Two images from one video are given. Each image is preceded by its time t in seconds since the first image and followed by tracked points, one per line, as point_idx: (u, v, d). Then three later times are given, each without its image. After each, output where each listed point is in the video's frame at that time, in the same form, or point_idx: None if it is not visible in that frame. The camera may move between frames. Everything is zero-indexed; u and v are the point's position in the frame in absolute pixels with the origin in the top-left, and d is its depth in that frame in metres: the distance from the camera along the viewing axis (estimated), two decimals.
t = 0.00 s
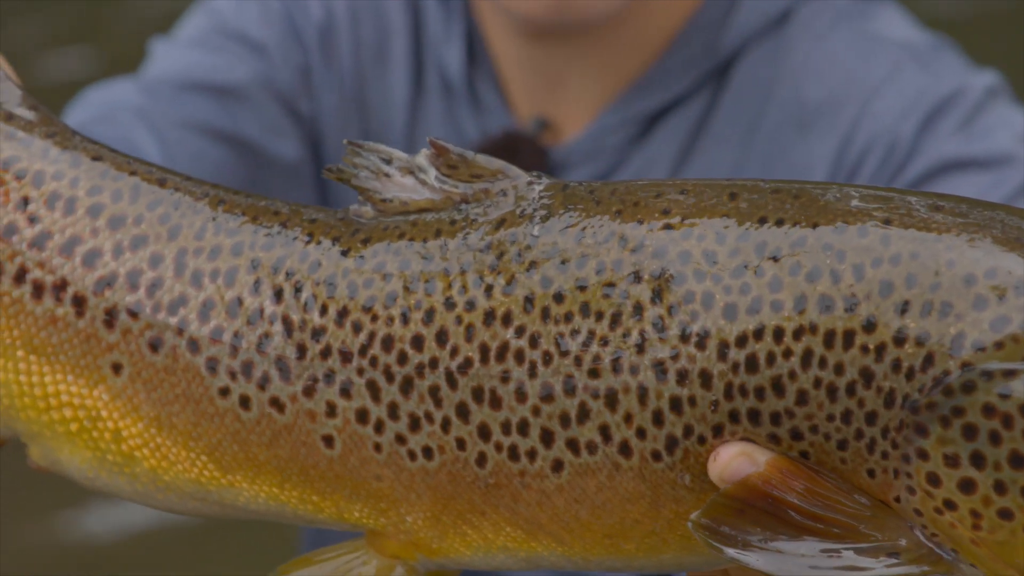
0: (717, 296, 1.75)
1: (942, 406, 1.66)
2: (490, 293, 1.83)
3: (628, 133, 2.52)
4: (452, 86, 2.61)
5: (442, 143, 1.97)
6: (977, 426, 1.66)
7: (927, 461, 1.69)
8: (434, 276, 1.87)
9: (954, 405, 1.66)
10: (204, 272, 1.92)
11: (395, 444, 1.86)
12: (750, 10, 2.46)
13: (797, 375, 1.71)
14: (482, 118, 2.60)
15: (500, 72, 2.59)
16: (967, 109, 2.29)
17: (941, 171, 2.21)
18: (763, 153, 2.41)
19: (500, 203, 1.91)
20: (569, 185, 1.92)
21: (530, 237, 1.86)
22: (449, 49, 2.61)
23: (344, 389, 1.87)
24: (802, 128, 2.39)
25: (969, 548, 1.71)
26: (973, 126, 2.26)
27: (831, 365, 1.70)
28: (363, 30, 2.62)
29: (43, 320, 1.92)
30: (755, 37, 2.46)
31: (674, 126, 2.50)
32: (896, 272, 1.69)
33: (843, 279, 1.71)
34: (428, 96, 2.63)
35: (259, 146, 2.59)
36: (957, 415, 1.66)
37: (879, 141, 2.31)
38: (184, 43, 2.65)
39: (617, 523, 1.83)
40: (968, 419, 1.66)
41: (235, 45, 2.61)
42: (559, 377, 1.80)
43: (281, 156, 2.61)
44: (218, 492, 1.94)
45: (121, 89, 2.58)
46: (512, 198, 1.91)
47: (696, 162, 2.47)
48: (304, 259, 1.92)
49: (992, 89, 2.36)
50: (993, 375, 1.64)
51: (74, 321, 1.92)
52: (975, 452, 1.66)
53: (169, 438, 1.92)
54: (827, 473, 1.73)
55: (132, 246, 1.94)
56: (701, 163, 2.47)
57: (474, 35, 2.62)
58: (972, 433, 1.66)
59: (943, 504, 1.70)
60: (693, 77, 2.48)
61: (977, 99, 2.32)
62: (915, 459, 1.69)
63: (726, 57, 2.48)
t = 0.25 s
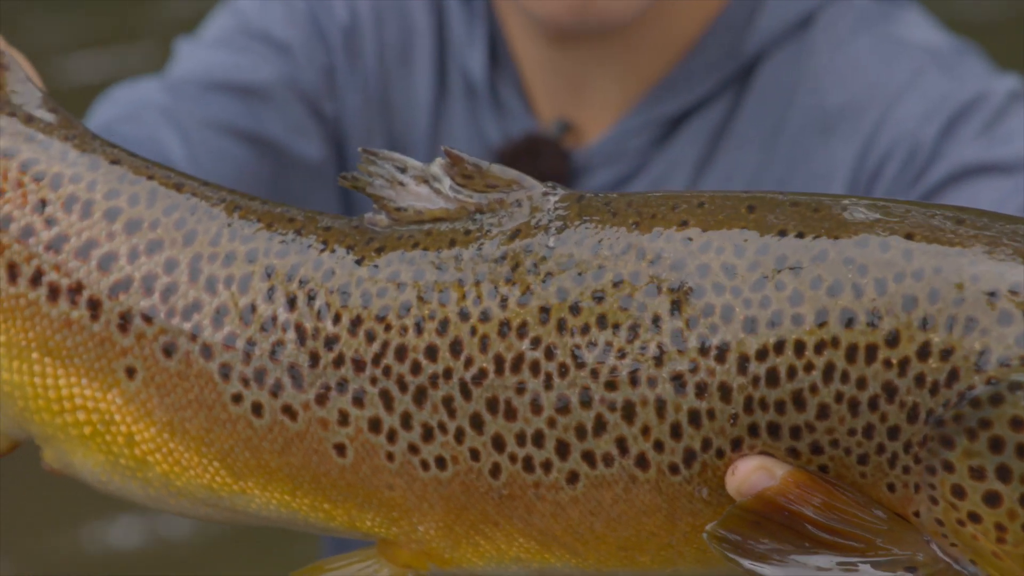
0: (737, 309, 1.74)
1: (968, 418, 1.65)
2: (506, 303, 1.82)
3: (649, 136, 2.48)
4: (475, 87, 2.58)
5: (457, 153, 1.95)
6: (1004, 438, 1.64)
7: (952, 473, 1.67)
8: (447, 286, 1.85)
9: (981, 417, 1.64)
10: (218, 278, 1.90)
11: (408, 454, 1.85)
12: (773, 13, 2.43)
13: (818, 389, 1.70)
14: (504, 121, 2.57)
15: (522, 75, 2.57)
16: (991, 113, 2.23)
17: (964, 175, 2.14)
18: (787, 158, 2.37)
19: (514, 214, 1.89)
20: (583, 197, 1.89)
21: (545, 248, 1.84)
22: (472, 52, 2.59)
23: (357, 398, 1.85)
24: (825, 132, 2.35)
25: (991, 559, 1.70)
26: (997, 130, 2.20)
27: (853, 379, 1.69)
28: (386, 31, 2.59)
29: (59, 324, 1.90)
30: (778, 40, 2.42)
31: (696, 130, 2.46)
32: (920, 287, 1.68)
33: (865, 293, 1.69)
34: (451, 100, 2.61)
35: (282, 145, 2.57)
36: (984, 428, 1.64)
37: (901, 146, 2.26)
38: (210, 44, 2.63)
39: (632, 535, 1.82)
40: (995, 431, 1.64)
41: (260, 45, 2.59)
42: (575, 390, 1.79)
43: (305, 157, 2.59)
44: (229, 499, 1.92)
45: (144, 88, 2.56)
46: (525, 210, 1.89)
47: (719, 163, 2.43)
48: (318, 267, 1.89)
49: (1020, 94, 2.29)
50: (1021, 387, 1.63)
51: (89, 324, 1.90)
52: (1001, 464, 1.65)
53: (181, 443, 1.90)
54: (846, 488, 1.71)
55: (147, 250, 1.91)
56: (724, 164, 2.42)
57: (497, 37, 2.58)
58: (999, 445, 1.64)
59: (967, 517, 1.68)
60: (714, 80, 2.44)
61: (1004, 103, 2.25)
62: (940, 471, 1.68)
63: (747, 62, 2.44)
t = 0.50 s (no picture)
0: (763, 320, 1.72)
1: (999, 431, 1.63)
2: (526, 309, 1.80)
3: (673, 139, 2.47)
4: (501, 89, 2.58)
5: (476, 158, 1.92)
6: None
7: (981, 486, 1.66)
8: (466, 291, 1.83)
9: (1012, 430, 1.62)
10: (235, 280, 1.88)
11: (424, 460, 1.83)
12: (800, 14, 2.42)
13: (845, 402, 1.68)
14: (529, 122, 2.57)
15: (547, 76, 2.57)
16: (1017, 117, 2.20)
17: (987, 178, 2.10)
18: (810, 160, 2.36)
19: (534, 221, 1.87)
20: (604, 204, 1.88)
21: (565, 255, 1.82)
22: (496, 53, 2.58)
23: (373, 403, 1.83)
24: (850, 134, 2.34)
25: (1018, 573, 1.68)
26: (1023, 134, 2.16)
27: (881, 392, 1.67)
28: (411, 31, 2.59)
29: (75, 324, 1.87)
30: (803, 43, 2.42)
31: (721, 133, 2.45)
32: (949, 299, 1.66)
33: (894, 306, 1.68)
34: (477, 101, 2.61)
35: (306, 144, 2.55)
36: (1015, 440, 1.63)
37: (925, 149, 2.24)
38: (237, 43, 2.63)
39: (652, 544, 1.80)
40: None
41: (286, 45, 2.59)
42: (596, 398, 1.77)
43: (330, 156, 2.57)
44: (244, 501, 1.89)
45: (171, 86, 2.57)
46: (545, 216, 1.87)
47: (744, 167, 2.42)
48: (335, 271, 1.88)
49: None
50: None
51: (105, 324, 1.87)
52: None
53: (196, 445, 1.87)
54: (868, 499, 1.70)
55: (164, 252, 1.89)
56: (748, 168, 2.42)
57: (522, 40, 2.58)
58: None
59: (995, 531, 1.66)
60: (739, 83, 2.44)
61: None
62: (969, 483, 1.66)
63: (773, 64, 2.44)
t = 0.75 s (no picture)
0: (791, 329, 1.73)
1: None
2: (548, 313, 1.80)
3: (696, 142, 2.45)
4: (524, 90, 2.57)
5: (497, 160, 1.91)
6: None
7: (1010, 501, 1.68)
8: (488, 295, 1.82)
9: None
10: (251, 281, 1.86)
11: (442, 463, 1.82)
12: (824, 18, 2.39)
13: (872, 413, 1.70)
14: (552, 125, 2.55)
15: (570, 78, 2.55)
16: None
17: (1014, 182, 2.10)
18: (835, 163, 2.34)
19: (557, 224, 1.87)
20: (628, 209, 1.88)
21: (589, 260, 1.82)
22: (520, 56, 2.57)
23: (391, 406, 1.82)
24: (874, 138, 2.32)
25: None
26: None
27: (909, 404, 1.69)
28: (434, 32, 2.58)
29: (92, 321, 1.86)
30: (827, 47, 2.40)
31: (744, 137, 2.43)
32: (979, 313, 1.68)
33: (924, 318, 1.69)
34: (500, 104, 2.60)
35: (330, 143, 2.55)
36: None
37: (950, 152, 2.22)
38: (260, 43, 2.63)
39: (671, 551, 1.80)
40: None
41: (310, 45, 2.58)
42: (619, 404, 1.77)
43: (353, 156, 2.57)
44: (258, 502, 1.88)
45: (194, 84, 2.58)
46: (568, 220, 1.87)
47: (768, 170, 2.40)
48: (353, 272, 1.86)
49: None
50: None
51: (121, 322, 1.86)
52: None
53: (211, 444, 1.86)
54: (890, 510, 1.71)
55: (180, 251, 1.87)
56: (772, 171, 2.39)
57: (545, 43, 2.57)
58: None
59: (1021, 545, 1.69)
60: (763, 85, 2.41)
61: None
62: (997, 497, 1.69)
63: (797, 67, 2.41)
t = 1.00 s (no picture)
0: (818, 336, 1.72)
1: None
2: (571, 317, 1.79)
3: (720, 146, 2.44)
4: (549, 94, 2.56)
5: (520, 164, 1.90)
6: None
7: None
8: (509, 299, 1.81)
9: None
10: (272, 280, 1.85)
11: (462, 466, 1.81)
12: (849, 21, 2.38)
13: (899, 423, 1.68)
14: (576, 128, 2.55)
15: (593, 81, 2.55)
16: None
17: None
18: (858, 168, 2.33)
19: (580, 228, 1.86)
20: (653, 215, 1.87)
21: (612, 265, 1.81)
22: (544, 59, 2.57)
23: (410, 407, 1.81)
24: (897, 142, 2.31)
25: None
26: None
27: (937, 414, 1.68)
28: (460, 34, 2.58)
29: (114, 317, 1.86)
30: (851, 50, 2.38)
31: (768, 141, 2.42)
32: (1008, 325, 1.68)
33: (953, 327, 1.69)
34: (523, 108, 2.60)
35: (355, 145, 2.57)
36: None
37: (974, 158, 2.22)
38: (288, 44, 2.65)
39: (692, 558, 1.79)
40: None
41: (336, 46, 2.60)
42: (642, 410, 1.76)
43: (377, 157, 2.58)
44: (276, 501, 1.88)
45: (222, 86, 2.63)
46: (593, 224, 1.86)
47: (792, 173, 2.38)
48: (374, 274, 1.85)
49: None
50: None
51: (142, 319, 1.86)
52: None
53: (230, 443, 1.86)
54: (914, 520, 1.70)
55: (202, 249, 1.87)
56: (797, 175, 2.38)
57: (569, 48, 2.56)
58: None
59: None
60: (787, 89, 2.40)
61: None
62: None
63: (821, 71, 2.40)
